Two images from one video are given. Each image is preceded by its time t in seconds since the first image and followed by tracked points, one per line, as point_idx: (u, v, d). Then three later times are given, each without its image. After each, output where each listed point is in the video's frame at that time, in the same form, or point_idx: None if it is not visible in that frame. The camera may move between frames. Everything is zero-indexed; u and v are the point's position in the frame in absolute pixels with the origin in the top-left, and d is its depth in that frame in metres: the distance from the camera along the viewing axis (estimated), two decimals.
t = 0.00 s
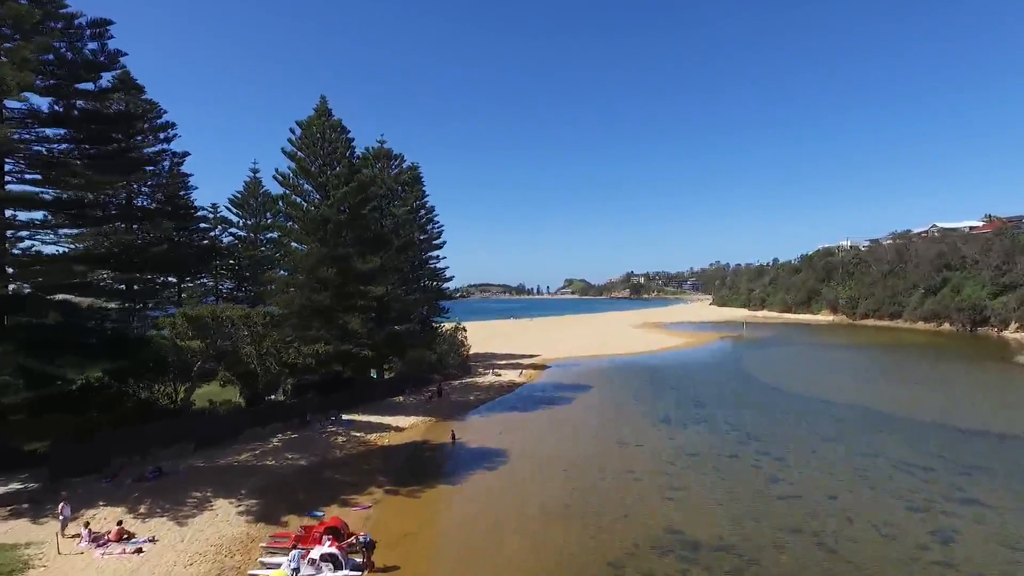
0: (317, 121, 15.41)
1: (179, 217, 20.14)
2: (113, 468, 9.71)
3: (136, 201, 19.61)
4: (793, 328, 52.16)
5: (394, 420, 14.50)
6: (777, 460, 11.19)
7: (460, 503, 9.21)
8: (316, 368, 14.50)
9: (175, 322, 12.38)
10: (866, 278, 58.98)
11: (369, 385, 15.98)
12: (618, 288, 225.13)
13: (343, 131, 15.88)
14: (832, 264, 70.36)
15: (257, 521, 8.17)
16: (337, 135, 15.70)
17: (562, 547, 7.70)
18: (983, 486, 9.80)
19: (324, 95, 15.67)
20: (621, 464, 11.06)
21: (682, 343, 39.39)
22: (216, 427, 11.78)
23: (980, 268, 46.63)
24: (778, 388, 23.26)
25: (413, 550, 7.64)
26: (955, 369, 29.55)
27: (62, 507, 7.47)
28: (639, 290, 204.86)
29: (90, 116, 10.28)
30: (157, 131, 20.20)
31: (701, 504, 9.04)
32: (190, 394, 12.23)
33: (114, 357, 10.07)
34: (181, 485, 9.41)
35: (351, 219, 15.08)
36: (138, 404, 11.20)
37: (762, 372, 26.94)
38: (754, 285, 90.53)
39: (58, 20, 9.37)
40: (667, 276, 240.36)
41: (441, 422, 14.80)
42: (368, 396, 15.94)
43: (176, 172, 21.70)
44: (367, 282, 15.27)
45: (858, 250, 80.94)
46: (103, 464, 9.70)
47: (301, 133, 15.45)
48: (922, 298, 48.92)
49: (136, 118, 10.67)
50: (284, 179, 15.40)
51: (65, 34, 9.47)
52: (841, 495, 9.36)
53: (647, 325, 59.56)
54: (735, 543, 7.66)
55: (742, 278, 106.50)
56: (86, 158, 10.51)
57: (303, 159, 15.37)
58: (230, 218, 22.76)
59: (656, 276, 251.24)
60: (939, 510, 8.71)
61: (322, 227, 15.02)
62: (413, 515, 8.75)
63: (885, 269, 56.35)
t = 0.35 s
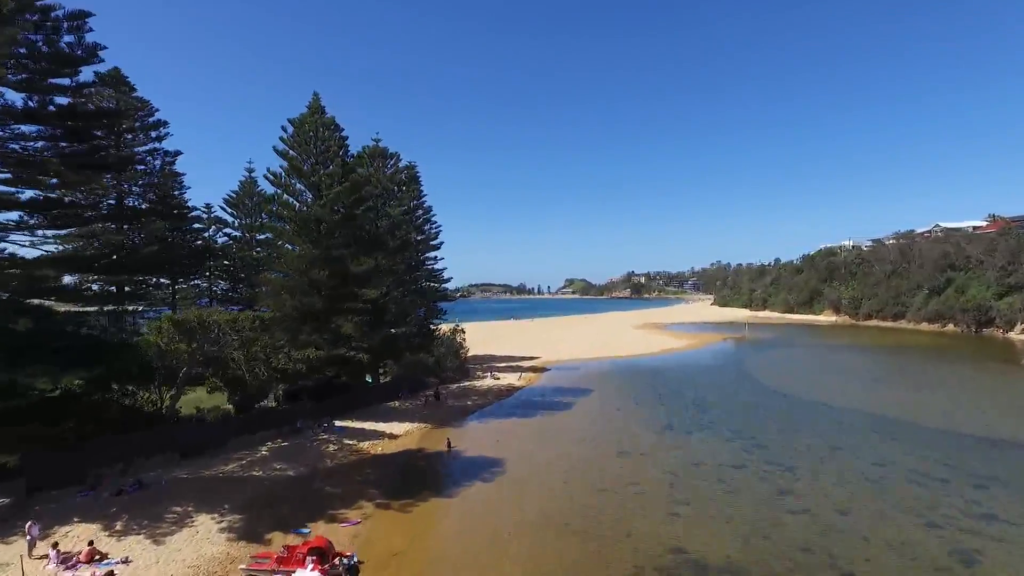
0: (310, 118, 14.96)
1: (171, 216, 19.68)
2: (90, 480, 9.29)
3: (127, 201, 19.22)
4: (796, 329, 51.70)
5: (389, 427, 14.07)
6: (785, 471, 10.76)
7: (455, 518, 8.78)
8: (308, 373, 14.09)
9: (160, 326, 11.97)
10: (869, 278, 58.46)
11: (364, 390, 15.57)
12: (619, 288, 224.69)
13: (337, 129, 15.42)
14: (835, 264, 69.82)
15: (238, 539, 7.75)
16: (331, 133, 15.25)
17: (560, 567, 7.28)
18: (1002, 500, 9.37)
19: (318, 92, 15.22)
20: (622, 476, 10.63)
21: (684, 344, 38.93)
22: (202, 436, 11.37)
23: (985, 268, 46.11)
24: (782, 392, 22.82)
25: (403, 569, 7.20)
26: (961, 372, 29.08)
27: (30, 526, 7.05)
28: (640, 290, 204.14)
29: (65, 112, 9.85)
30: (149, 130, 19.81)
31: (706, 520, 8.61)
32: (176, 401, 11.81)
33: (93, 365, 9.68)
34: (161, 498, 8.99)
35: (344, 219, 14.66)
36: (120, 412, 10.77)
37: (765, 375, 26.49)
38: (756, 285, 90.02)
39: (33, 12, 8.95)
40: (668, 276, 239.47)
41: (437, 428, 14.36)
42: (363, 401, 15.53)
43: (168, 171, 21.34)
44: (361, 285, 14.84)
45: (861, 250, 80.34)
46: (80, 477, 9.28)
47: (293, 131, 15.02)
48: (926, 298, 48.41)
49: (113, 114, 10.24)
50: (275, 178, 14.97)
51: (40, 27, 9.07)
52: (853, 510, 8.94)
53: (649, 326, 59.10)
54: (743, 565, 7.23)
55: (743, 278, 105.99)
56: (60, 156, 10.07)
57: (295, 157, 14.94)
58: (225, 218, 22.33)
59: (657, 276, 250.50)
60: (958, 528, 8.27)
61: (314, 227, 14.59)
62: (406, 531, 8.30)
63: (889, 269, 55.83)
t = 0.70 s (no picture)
0: (302, 115, 14.44)
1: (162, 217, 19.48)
2: (64, 495, 8.81)
3: (116, 200, 18.79)
4: (799, 331, 51.21)
5: (383, 436, 13.59)
6: (797, 485, 10.26)
7: (449, 538, 8.29)
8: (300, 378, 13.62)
9: (143, 332, 11.52)
10: (873, 279, 57.94)
11: (357, 397, 15.12)
12: (620, 288, 224.26)
13: (329, 127, 14.90)
14: (838, 264, 69.31)
15: (216, 563, 7.25)
16: (323, 131, 14.72)
17: None
18: None
19: (309, 89, 14.69)
20: (625, 490, 10.14)
21: (686, 346, 38.43)
22: (186, 446, 10.89)
23: (992, 269, 45.55)
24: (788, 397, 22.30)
25: None
26: (969, 378, 28.56)
27: None
28: (641, 290, 204.05)
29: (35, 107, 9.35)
30: (139, 127, 19.34)
31: (715, 541, 8.11)
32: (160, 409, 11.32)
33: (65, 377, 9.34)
34: (139, 514, 8.51)
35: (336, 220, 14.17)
36: (99, 422, 10.29)
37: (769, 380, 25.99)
38: (758, 286, 89.53)
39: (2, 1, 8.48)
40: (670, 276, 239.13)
41: (433, 437, 13.88)
42: (356, 408, 15.07)
43: (159, 169, 20.85)
44: (354, 288, 14.36)
45: (864, 250, 79.82)
46: (53, 492, 8.80)
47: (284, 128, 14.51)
48: (931, 300, 47.90)
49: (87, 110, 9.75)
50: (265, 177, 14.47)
51: (10, 18, 8.61)
52: (870, 531, 8.45)
53: (650, 327, 58.64)
54: None
55: (745, 279, 105.48)
56: (29, 153, 9.54)
57: (287, 156, 14.43)
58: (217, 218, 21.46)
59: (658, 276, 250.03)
60: (984, 551, 7.78)
61: (306, 229, 14.12)
62: (396, 554, 7.82)
63: (893, 270, 55.30)
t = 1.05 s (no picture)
0: (292, 112, 13.91)
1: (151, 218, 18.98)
2: (34, 513, 8.33)
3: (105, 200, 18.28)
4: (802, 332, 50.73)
5: (375, 444, 13.09)
6: (809, 501, 9.76)
7: (441, 560, 7.79)
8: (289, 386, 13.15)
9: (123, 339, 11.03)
10: (877, 280, 57.39)
11: (350, 403, 14.67)
12: (621, 288, 223.73)
13: (321, 124, 14.37)
14: (841, 264, 68.75)
15: None
16: (314, 129, 14.20)
17: None
18: None
19: (300, 85, 14.17)
20: (627, 506, 9.61)
21: (689, 349, 37.87)
22: (166, 458, 10.38)
23: (998, 270, 44.99)
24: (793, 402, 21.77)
25: None
26: (977, 381, 28.04)
27: None
28: (642, 289, 203.67)
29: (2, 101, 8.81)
30: (128, 125, 18.86)
31: (724, 563, 7.60)
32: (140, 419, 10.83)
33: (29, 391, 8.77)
34: (112, 533, 8.01)
35: (327, 223, 13.71)
36: (75, 432, 9.77)
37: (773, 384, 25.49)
38: (760, 286, 88.99)
39: None
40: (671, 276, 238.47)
41: (428, 446, 13.36)
42: (349, 416, 14.58)
43: (150, 169, 20.38)
44: (346, 292, 13.87)
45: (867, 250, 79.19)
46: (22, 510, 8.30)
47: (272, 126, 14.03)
48: (937, 301, 47.38)
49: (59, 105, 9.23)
50: (253, 177, 13.99)
51: None
52: (890, 553, 7.92)
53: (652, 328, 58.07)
54: None
55: (747, 279, 104.94)
56: None
57: (276, 154, 13.91)
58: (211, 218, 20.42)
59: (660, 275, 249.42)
60: None
61: (296, 230, 13.61)
62: None
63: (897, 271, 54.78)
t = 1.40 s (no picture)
0: (280, 107, 13.36)
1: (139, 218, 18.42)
2: None
3: (90, 199, 17.72)
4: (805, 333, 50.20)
5: (365, 455, 12.56)
6: (821, 519, 9.25)
7: None
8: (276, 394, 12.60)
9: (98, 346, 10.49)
10: (880, 280, 56.83)
11: (340, 410, 14.16)
12: (621, 288, 223.31)
13: (310, 120, 13.82)
14: (844, 265, 68.18)
15: None
16: (303, 125, 13.65)
17: None
18: None
19: (288, 79, 13.62)
20: (629, 524, 9.08)
21: (690, 350, 37.36)
22: (143, 472, 9.86)
23: (1004, 271, 44.42)
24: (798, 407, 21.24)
25: None
26: (985, 385, 27.50)
27: None
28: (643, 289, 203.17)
29: None
30: (115, 123, 18.36)
31: None
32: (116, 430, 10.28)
33: None
34: (77, 556, 7.49)
35: (316, 223, 13.17)
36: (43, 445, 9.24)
37: (777, 388, 24.96)
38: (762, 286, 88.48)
39: None
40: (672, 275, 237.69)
41: (421, 456, 12.83)
42: (339, 423, 14.06)
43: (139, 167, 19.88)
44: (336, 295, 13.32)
45: (870, 249, 78.64)
46: None
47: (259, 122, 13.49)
48: (941, 302, 46.82)
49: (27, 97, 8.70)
50: (239, 175, 13.44)
51: None
52: None
53: (653, 329, 57.51)
54: None
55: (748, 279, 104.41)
56: None
57: (263, 152, 13.36)
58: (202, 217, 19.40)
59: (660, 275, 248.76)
60: None
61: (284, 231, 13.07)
62: None
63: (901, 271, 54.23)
